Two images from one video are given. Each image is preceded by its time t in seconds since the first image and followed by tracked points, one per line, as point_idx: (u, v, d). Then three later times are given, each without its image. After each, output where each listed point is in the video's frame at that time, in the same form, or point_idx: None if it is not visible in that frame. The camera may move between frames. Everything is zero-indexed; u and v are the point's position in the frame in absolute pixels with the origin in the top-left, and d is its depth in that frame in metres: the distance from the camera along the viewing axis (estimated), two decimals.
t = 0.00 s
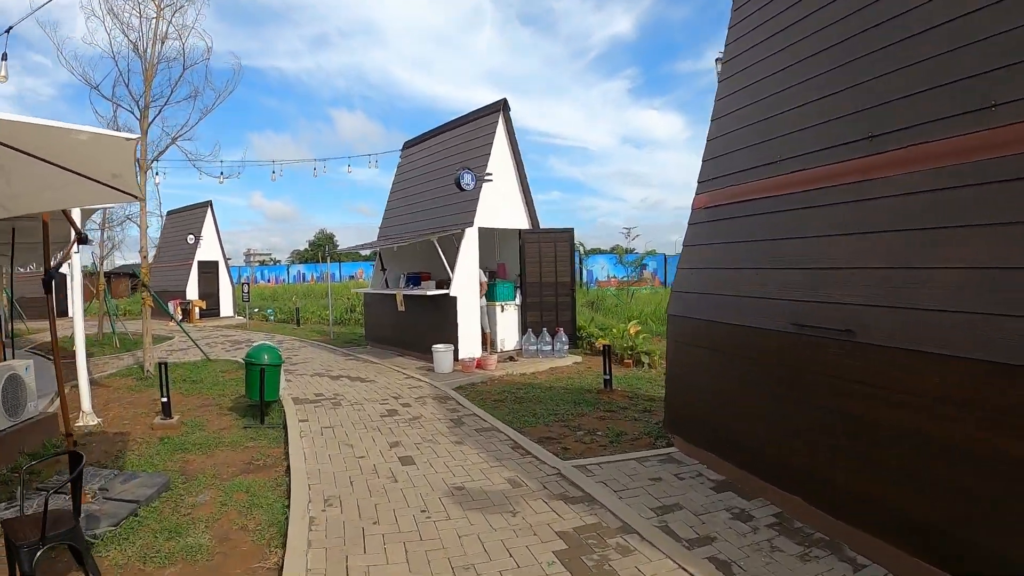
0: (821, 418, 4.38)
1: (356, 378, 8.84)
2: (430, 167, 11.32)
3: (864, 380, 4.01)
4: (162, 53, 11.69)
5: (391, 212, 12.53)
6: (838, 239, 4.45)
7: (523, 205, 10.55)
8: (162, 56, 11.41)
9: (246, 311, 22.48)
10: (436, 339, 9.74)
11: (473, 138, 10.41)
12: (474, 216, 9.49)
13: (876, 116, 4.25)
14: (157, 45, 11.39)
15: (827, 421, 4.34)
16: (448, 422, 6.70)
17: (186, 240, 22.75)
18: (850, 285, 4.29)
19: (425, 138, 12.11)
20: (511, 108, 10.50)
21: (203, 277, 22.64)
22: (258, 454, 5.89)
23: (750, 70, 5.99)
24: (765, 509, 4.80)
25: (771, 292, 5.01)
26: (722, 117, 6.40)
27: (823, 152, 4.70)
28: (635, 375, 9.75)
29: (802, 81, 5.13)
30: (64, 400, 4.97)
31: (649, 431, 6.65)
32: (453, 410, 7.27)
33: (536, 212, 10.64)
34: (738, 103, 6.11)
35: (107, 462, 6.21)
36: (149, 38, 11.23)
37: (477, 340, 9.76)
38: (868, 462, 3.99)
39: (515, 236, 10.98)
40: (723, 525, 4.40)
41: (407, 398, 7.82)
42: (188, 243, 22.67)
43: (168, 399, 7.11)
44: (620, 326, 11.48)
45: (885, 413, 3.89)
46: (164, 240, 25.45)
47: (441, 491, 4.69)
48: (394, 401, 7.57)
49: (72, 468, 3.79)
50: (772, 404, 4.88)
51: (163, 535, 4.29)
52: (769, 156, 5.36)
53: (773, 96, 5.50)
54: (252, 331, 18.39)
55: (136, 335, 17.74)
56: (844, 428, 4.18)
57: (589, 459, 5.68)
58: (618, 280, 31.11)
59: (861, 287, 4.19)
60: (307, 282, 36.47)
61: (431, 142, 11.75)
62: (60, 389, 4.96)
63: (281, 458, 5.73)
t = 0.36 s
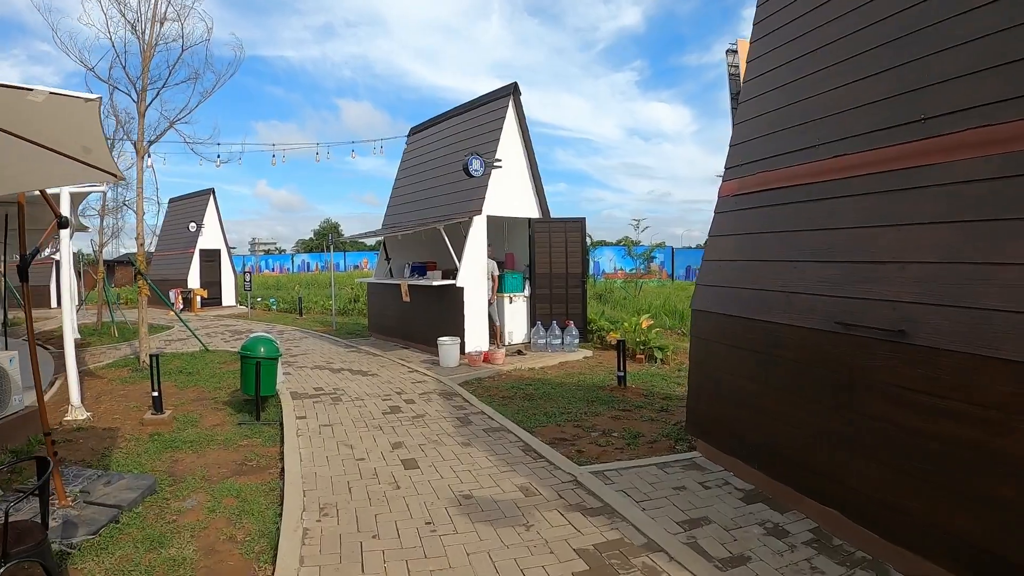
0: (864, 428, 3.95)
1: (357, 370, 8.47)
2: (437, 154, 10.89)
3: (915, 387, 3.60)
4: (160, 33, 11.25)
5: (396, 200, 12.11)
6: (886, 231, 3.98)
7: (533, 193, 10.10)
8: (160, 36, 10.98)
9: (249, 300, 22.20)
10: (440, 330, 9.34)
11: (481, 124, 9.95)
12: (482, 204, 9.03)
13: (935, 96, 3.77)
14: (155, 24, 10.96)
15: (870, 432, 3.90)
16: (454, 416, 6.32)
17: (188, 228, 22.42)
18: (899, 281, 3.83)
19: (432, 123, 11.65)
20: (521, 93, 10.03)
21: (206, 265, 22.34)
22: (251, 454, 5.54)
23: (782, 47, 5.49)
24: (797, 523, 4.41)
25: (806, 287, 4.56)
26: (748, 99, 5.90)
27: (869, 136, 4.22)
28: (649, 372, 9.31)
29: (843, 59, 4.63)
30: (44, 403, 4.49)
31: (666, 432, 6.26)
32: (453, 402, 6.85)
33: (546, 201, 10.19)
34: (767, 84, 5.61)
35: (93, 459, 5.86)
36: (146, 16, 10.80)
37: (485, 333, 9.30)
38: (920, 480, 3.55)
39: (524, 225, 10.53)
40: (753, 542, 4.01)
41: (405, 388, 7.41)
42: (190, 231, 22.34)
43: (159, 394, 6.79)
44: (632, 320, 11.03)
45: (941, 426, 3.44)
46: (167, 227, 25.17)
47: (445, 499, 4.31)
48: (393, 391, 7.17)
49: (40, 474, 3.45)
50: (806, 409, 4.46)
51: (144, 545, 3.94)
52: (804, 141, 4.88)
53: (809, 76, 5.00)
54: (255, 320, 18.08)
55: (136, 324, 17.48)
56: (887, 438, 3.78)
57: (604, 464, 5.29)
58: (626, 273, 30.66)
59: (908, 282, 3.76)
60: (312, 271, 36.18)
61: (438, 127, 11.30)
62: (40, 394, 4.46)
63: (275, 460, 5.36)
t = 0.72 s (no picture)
0: (920, 461, 3.52)
1: (357, 374, 8.08)
2: (443, 149, 10.48)
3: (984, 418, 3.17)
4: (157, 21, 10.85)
5: (401, 197, 11.69)
6: (950, 241, 3.52)
7: (544, 190, 9.66)
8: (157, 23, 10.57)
9: (250, 296, 21.88)
10: (445, 333, 8.92)
11: (491, 118, 9.51)
12: (491, 202, 8.61)
13: (1008, 90, 3.30)
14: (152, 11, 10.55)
15: (926, 466, 3.48)
16: (458, 425, 5.94)
17: (189, 223, 22.08)
18: (963, 298, 3.38)
19: (439, 117, 11.21)
20: (532, 85, 9.59)
21: (208, 260, 22.03)
22: (241, 470, 5.15)
23: (817, 37, 4.99)
24: (839, 562, 3.99)
25: (851, 300, 4.12)
26: (778, 94, 5.41)
27: (930, 135, 3.75)
28: (664, 381, 8.87)
29: (892, 50, 4.15)
30: (13, 414, 4.06)
31: (687, 451, 5.85)
32: (456, 409, 6.42)
33: (558, 198, 9.73)
34: (800, 78, 5.12)
35: (74, 471, 5.50)
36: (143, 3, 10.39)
37: (493, 336, 8.84)
38: (989, 525, 3.11)
39: (535, 224, 10.08)
40: None
41: (407, 393, 6.98)
42: (191, 226, 22.01)
43: (147, 401, 6.42)
44: (645, 325, 10.59)
45: (1020, 465, 3.00)
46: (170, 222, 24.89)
47: (451, 530, 3.89)
48: (395, 398, 6.75)
49: None
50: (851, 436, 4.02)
51: None
52: (849, 140, 4.41)
53: (852, 66, 4.51)
54: (256, 318, 17.74)
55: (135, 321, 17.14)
56: (948, 474, 3.36)
57: (623, 489, 4.87)
58: (633, 273, 30.17)
59: (975, 300, 3.32)
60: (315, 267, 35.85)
61: (445, 122, 10.86)
62: (8, 407, 4.00)
63: (266, 479, 4.97)
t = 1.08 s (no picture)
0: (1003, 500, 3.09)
1: (362, 387, 7.66)
2: (452, 153, 10.10)
3: None
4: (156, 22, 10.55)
5: (408, 203, 11.29)
6: None
7: (558, 196, 9.25)
8: (157, 24, 10.27)
9: (254, 304, 21.55)
10: (454, 345, 8.51)
11: (502, 120, 9.11)
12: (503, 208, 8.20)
13: None
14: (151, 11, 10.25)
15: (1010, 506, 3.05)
16: (470, 447, 5.48)
17: (192, 229, 21.80)
18: None
19: (447, 121, 10.82)
20: (545, 86, 9.20)
21: (210, 268, 21.71)
22: (236, 497, 4.72)
23: (855, 29, 4.57)
24: None
25: (912, 315, 3.69)
26: (814, 89, 4.98)
27: (1008, 131, 3.30)
28: (685, 396, 8.42)
29: (949, 40, 3.74)
30: None
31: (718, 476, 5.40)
32: (467, 428, 5.99)
33: (572, 204, 9.32)
34: (837, 74, 4.70)
35: (54, 496, 5.09)
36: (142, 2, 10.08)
37: (505, 349, 8.40)
38: None
39: (549, 231, 9.65)
40: None
41: (415, 410, 6.56)
42: (194, 233, 21.73)
43: (136, 419, 6.02)
44: (663, 336, 10.14)
45: None
46: (173, 229, 24.60)
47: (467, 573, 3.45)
48: (402, 415, 6.33)
49: None
50: (916, 468, 3.59)
51: None
52: (901, 139, 3.99)
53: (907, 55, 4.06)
54: (259, 327, 17.38)
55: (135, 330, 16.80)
56: None
57: (655, 521, 4.42)
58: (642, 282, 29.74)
59: None
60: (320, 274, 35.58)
61: (453, 125, 10.47)
62: None
63: (263, 508, 4.53)
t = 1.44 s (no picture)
0: None
1: (364, 402, 7.29)
2: (458, 157, 9.73)
3: None
4: (153, 22, 10.24)
5: (413, 208, 10.93)
6: None
7: (570, 200, 8.86)
8: (152, 24, 9.97)
9: (256, 311, 21.23)
10: (462, 357, 8.12)
11: (511, 121, 8.73)
12: (514, 212, 7.81)
13: None
14: (147, 11, 9.94)
15: None
16: (482, 469, 5.10)
17: (193, 235, 21.51)
18: None
19: (453, 123, 10.46)
20: (556, 86, 8.82)
21: (211, 274, 21.42)
22: (228, 530, 4.33)
23: (901, 19, 4.16)
24: None
25: (981, 334, 3.29)
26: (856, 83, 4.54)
27: None
28: (705, 410, 8.01)
29: (1020, 26, 3.34)
30: None
31: (750, 504, 5.00)
32: (477, 449, 5.60)
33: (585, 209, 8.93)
34: (881, 68, 4.28)
35: (33, 526, 4.71)
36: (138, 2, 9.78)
37: (516, 361, 7.99)
38: None
39: (560, 237, 9.25)
40: None
41: (421, 428, 6.17)
42: (195, 238, 21.44)
43: (125, 440, 5.66)
44: (679, 346, 9.73)
45: None
46: (174, 234, 24.34)
47: None
48: (408, 434, 5.95)
49: None
50: (987, 507, 3.18)
51: None
52: (965, 140, 3.58)
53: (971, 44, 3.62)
54: (260, 334, 17.06)
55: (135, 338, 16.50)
56: None
57: (690, 560, 4.00)
58: (648, 287, 29.35)
59: None
60: (323, 280, 35.30)
61: (459, 127, 10.11)
62: None
63: (257, 544, 4.13)
